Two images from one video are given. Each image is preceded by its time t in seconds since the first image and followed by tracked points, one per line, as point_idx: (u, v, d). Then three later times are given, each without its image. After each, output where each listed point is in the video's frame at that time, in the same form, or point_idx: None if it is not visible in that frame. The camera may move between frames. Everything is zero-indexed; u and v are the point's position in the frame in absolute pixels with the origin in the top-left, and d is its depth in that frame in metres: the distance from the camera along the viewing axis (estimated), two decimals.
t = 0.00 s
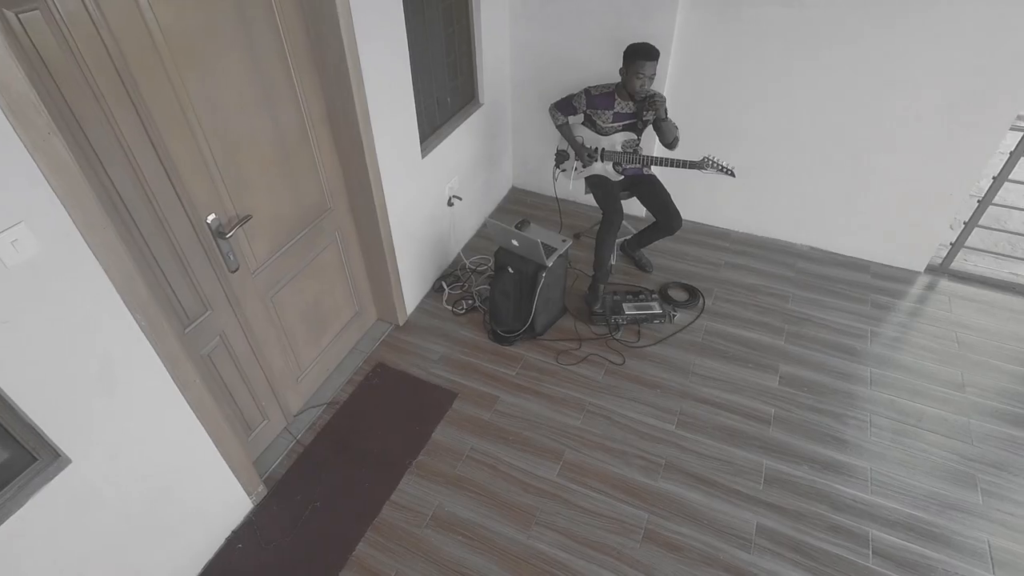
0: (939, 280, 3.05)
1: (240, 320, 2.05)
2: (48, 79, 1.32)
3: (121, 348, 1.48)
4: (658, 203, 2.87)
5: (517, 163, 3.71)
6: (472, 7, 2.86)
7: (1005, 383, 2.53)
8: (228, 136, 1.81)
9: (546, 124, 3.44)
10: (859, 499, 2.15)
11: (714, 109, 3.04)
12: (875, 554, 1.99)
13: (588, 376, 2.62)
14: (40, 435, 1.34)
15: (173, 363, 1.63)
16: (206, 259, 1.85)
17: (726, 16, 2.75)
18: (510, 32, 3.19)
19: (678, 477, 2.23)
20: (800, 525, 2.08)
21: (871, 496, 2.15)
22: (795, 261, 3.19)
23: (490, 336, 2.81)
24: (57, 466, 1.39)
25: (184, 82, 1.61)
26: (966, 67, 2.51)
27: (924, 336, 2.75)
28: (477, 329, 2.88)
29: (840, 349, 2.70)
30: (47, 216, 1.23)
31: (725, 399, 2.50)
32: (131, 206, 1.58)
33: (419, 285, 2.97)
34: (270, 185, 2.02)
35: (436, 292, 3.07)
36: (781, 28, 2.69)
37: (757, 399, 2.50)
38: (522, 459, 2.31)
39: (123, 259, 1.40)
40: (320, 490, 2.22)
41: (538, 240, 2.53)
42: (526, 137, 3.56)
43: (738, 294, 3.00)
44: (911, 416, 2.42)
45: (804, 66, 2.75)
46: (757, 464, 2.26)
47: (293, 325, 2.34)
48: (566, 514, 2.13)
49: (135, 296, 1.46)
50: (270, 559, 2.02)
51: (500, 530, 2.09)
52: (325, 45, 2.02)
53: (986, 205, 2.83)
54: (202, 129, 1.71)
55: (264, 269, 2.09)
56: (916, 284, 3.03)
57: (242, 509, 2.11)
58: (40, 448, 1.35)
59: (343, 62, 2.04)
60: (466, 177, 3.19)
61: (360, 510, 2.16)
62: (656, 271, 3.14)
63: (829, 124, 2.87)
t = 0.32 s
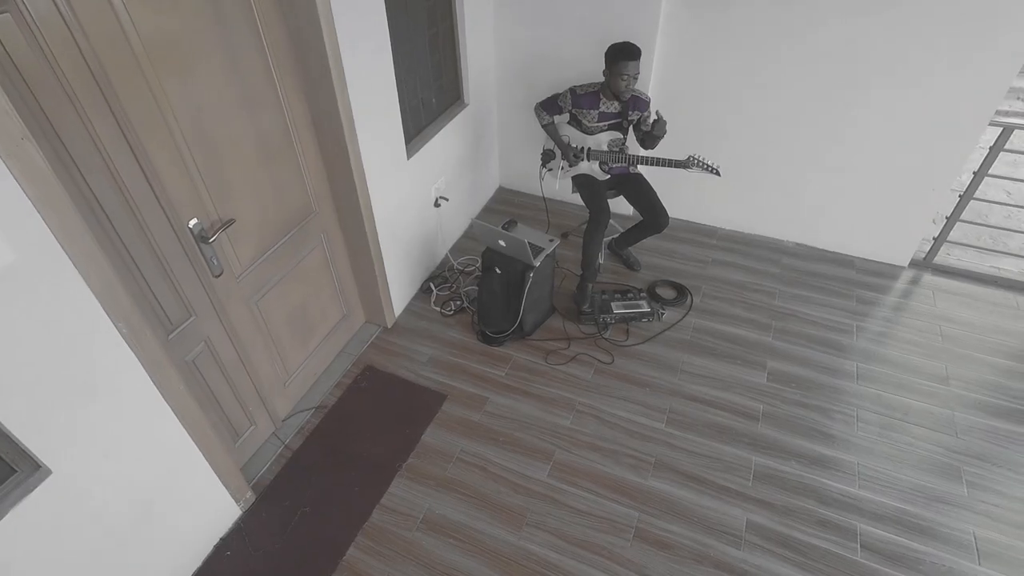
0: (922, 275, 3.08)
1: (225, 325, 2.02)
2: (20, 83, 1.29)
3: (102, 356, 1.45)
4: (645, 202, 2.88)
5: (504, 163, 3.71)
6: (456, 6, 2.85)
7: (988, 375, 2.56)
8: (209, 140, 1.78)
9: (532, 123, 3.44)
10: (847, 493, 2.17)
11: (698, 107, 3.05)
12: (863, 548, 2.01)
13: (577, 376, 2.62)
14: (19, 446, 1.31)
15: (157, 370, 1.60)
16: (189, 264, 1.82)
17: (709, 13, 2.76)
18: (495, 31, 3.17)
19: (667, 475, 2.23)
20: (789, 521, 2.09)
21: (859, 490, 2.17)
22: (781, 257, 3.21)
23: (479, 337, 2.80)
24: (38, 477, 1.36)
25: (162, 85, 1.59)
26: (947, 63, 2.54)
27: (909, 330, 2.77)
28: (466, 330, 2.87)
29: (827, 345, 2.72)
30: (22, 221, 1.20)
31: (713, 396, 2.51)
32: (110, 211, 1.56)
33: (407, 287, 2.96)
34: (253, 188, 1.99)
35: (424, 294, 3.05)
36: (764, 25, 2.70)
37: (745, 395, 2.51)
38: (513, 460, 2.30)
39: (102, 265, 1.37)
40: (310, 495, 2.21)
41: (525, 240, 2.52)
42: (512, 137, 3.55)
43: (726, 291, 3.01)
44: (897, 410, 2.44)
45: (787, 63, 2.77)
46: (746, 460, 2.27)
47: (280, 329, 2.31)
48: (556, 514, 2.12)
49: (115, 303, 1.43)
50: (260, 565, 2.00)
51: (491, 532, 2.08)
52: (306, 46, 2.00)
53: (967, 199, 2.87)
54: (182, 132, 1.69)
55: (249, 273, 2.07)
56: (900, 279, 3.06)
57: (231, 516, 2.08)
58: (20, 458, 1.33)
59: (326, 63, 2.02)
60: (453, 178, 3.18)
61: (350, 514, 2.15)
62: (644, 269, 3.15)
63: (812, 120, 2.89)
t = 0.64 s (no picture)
0: (919, 271, 3.08)
1: (221, 330, 2.02)
2: (9, 90, 1.28)
3: (96, 363, 1.43)
4: (641, 201, 2.88)
5: (500, 164, 3.70)
6: (449, 7, 2.84)
7: (985, 371, 2.56)
8: (202, 144, 1.78)
9: (527, 124, 3.43)
10: (846, 491, 2.16)
11: (693, 105, 3.04)
12: (862, 546, 2.01)
13: (575, 376, 2.62)
14: (13, 454, 1.30)
15: (153, 376, 1.60)
16: (183, 270, 1.82)
17: (703, 12, 2.75)
18: (489, 31, 3.17)
19: (666, 475, 2.23)
20: (788, 519, 2.09)
21: (858, 488, 2.17)
22: (778, 255, 3.21)
23: (476, 338, 2.80)
24: (34, 485, 1.36)
25: (154, 91, 1.59)
26: (942, 59, 2.54)
27: (906, 326, 2.77)
28: (463, 331, 2.86)
29: (825, 342, 2.72)
30: (13, 228, 1.19)
31: (711, 395, 2.51)
32: (103, 217, 1.55)
33: (403, 289, 2.95)
34: (248, 192, 1.99)
35: (421, 295, 3.05)
36: (759, 23, 2.70)
37: (743, 394, 2.51)
38: (511, 461, 2.30)
39: (95, 271, 1.36)
40: (308, 499, 2.20)
41: (521, 240, 2.52)
42: (507, 137, 3.54)
43: (723, 289, 3.01)
44: (895, 406, 2.44)
45: (782, 61, 2.77)
46: (744, 459, 2.27)
47: (276, 333, 2.30)
48: (555, 516, 2.12)
49: (109, 310, 1.42)
50: (259, 570, 1.99)
51: (490, 534, 2.08)
52: (300, 49, 1.99)
53: (962, 195, 2.87)
54: (175, 137, 1.68)
55: (244, 277, 2.06)
56: (896, 275, 3.06)
57: (229, 521, 2.08)
58: (15, 467, 1.32)
59: (319, 66, 2.02)
60: (448, 179, 3.17)
61: (349, 518, 2.14)
62: (641, 269, 3.15)
63: (807, 118, 2.89)
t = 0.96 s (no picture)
0: (911, 271, 3.09)
1: (215, 337, 2.01)
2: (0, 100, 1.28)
3: (88, 373, 1.43)
4: (635, 204, 2.88)
5: (495, 168, 3.71)
6: (441, 13, 2.85)
7: (978, 370, 2.58)
8: (195, 152, 1.78)
9: (521, 128, 3.44)
10: (841, 491, 2.17)
11: (686, 108, 3.06)
12: (858, 546, 2.01)
13: (571, 380, 2.62)
14: (5, 466, 1.31)
15: (148, 385, 1.59)
16: (177, 277, 1.81)
17: (695, 14, 2.76)
18: (482, 37, 3.18)
19: (663, 478, 2.23)
20: (784, 520, 2.09)
21: (853, 488, 2.18)
22: (772, 256, 3.22)
23: (472, 342, 2.80)
24: (27, 496, 1.35)
25: (146, 98, 1.58)
26: (931, 61, 2.56)
27: (900, 327, 2.79)
28: (458, 336, 2.86)
29: (819, 343, 2.73)
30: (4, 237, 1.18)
31: (707, 397, 2.51)
32: (95, 226, 1.55)
33: (398, 294, 2.95)
34: (241, 199, 1.99)
35: (416, 300, 3.05)
36: (749, 26, 2.71)
37: (738, 396, 2.52)
38: (507, 466, 2.30)
39: (88, 281, 1.36)
40: (304, 506, 2.19)
41: (515, 245, 2.53)
42: (501, 141, 3.55)
43: (717, 291, 3.02)
44: (889, 406, 2.45)
45: (773, 63, 2.78)
46: (740, 461, 2.28)
47: (271, 340, 2.30)
48: (552, 520, 2.12)
49: (102, 319, 1.42)
50: None
51: (486, 539, 2.08)
52: (292, 56, 2.00)
53: (953, 195, 2.89)
54: (167, 145, 1.68)
55: (238, 285, 2.06)
56: (889, 276, 3.07)
57: (224, 529, 2.07)
58: (7, 479, 1.32)
59: (312, 74, 2.02)
60: (442, 184, 3.18)
61: (345, 525, 2.14)
62: (636, 272, 3.15)
63: (799, 120, 2.90)
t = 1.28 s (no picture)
0: (898, 269, 3.12)
1: (204, 341, 2.00)
2: None
3: (74, 377, 1.42)
4: (625, 204, 2.89)
5: (485, 169, 3.70)
6: (430, 14, 2.84)
7: (964, 366, 2.61)
8: (181, 154, 1.76)
9: (511, 128, 3.44)
10: (831, 488, 2.19)
11: (674, 108, 3.07)
12: (848, 543, 2.03)
13: (562, 380, 2.62)
14: None
15: (134, 390, 1.58)
16: (164, 281, 1.80)
17: (683, 14, 2.77)
18: (471, 37, 3.17)
19: (654, 477, 2.24)
20: (774, 518, 2.10)
21: (842, 485, 2.19)
22: (761, 255, 3.24)
23: (462, 343, 2.80)
24: (11, 503, 1.33)
25: (131, 100, 1.57)
26: (916, 60, 2.58)
27: (887, 324, 2.81)
28: (449, 337, 2.86)
29: (808, 341, 2.75)
30: None
31: (698, 396, 2.52)
32: (80, 230, 1.53)
33: (389, 296, 2.94)
34: (228, 201, 1.97)
35: (406, 302, 3.04)
36: (737, 25, 2.73)
37: (728, 394, 2.53)
38: (499, 467, 2.30)
39: (72, 285, 1.34)
40: (294, 509, 2.18)
41: (505, 245, 2.53)
42: (491, 142, 3.55)
43: (707, 290, 3.03)
44: (878, 403, 2.47)
45: (761, 63, 2.80)
46: (731, 459, 2.29)
47: (260, 342, 2.28)
48: (543, 520, 2.12)
49: (87, 323, 1.40)
50: None
51: (478, 540, 2.07)
52: (279, 57, 1.99)
53: (939, 194, 2.92)
54: (153, 147, 1.66)
55: (226, 288, 2.04)
56: (876, 274, 3.10)
57: (214, 534, 2.05)
58: None
59: (300, 75, 2.01)
60: (432, 185, 3.17)
61: (336, 528, 2.13)
62: (626, 271, 3.16)
63: (787, 119, 2.92)
